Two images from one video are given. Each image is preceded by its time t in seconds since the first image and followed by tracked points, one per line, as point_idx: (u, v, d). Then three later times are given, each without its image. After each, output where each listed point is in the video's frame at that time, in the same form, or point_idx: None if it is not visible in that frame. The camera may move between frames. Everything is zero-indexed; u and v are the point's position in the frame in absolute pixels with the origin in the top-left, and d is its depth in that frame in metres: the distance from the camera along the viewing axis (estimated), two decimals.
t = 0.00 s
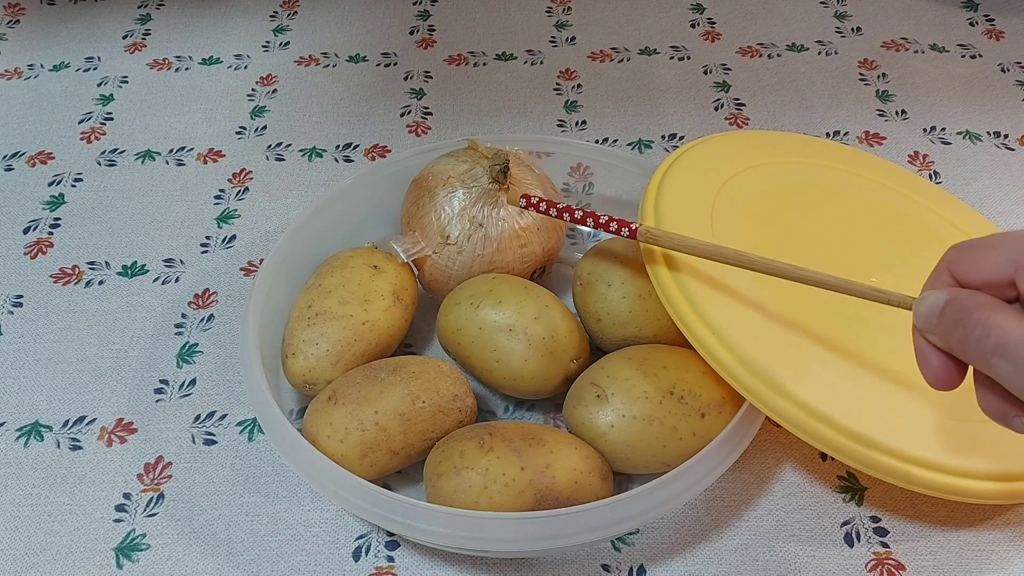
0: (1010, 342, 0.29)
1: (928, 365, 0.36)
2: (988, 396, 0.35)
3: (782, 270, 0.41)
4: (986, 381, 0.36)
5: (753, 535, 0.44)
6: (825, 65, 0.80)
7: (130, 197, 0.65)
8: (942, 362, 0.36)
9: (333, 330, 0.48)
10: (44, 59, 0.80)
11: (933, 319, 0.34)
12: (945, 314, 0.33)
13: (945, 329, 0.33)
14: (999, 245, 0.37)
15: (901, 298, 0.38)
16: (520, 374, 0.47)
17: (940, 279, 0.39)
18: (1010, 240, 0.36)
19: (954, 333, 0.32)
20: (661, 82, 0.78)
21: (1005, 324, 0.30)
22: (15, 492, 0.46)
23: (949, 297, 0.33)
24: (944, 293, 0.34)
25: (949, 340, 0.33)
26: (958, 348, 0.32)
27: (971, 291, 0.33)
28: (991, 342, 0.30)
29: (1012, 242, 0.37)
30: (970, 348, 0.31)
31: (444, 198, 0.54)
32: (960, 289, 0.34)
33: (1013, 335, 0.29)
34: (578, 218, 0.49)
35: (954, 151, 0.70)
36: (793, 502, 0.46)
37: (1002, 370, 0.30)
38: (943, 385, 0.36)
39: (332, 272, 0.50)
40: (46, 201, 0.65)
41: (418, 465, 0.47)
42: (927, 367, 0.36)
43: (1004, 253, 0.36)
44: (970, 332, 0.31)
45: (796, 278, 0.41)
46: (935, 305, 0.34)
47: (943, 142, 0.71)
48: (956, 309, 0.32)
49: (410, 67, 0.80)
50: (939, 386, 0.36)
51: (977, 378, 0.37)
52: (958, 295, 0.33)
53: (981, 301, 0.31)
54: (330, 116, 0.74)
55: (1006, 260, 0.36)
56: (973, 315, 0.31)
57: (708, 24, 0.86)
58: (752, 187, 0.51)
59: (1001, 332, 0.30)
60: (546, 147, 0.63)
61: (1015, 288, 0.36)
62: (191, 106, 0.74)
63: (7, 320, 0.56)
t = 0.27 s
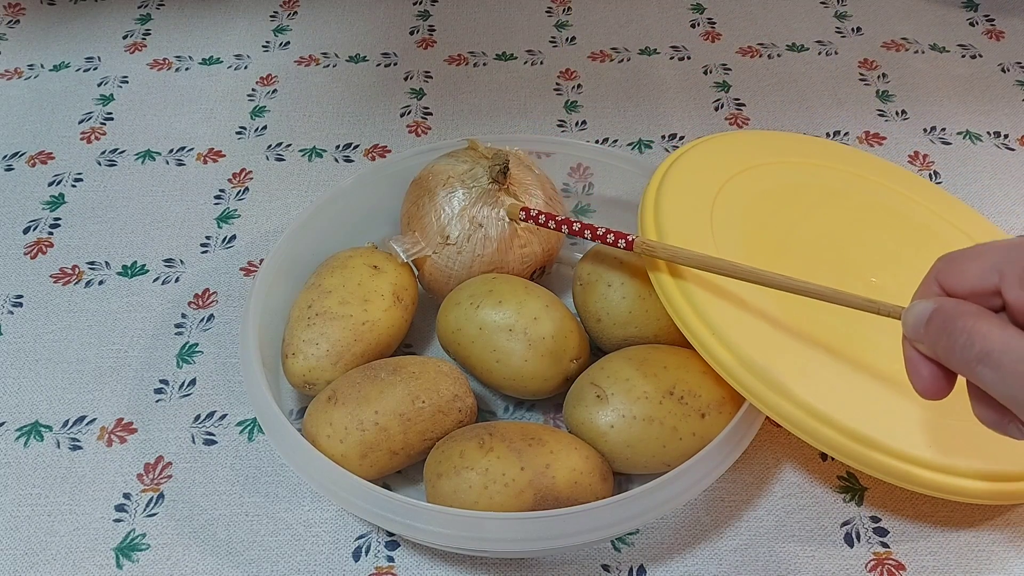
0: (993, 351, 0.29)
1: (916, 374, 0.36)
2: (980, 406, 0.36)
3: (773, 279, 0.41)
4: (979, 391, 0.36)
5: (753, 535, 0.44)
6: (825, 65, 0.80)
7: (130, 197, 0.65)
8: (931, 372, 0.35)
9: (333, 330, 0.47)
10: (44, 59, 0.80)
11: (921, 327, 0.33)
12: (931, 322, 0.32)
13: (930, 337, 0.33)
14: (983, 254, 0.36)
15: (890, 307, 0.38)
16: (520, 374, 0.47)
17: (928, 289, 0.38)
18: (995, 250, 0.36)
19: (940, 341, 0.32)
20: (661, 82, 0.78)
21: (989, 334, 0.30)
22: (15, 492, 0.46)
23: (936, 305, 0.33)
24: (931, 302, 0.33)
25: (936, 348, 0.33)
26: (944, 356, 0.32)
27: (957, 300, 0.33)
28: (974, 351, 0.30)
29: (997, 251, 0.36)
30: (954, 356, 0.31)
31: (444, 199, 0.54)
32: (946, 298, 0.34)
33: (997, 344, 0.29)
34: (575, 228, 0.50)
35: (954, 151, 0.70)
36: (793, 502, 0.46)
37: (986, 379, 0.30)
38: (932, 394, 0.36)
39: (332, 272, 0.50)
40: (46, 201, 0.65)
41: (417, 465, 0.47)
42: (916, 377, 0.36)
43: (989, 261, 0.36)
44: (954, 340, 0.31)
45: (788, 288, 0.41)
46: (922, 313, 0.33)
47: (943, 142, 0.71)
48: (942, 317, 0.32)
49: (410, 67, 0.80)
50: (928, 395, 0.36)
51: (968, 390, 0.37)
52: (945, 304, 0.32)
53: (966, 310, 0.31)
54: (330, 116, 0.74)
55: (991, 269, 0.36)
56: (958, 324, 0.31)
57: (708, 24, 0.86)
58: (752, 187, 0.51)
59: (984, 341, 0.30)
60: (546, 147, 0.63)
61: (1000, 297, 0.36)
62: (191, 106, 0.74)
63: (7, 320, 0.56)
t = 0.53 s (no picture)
0: (988, 358, 0.29)
1: (912, 382, 0.36)
2: (978, 415, 0.35)
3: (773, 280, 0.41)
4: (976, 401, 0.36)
5: (753, 535, 0.44)
6: (825, 65, 0.80)
7: (130, 197, 0.65)
8: (926, 381, 0.35)
9: (333, 330, 0.47)
10: (44, 59, 0.80)
11: (917, 335, 0.33)
12: (926, 330, 0.32)
13: (925, 345, 0.33)
14: (976, 262, 0.36)
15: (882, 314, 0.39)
16: (520, 374, 0.47)
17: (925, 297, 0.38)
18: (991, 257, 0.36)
19: (935, 349, 0.32)
20: (661, 82, 0.78)
21: (982, 340, 0.30)
22: (15, 492, 0.46)
23: (931, 313, 0.33)
24: (926, 310, 0.33)
25: (931, 356, 0.32)
26: (939, 364, 0.32)
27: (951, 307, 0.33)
28: (968, 358, 0.30)
29: (992, 258, 0.36)
30: (949, 364, 0.31)
31: (444, 198, 0.54)
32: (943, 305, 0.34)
33: (991, 350, 0.29)
34: (575, 229, 0.50)
35: (954, 151, 0.70)
36: (793, 502, 0.46)
37: (981, 386, 0.30)
38: (928, 403, 0.36)
39: (332, 272, 0.50)
40: (46, 201, 0.65)
41: (417, 465, 0.47)
42: (910, 385, 0.36)
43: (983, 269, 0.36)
44: (949, 347, 0.31)
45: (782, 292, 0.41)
46: (918, 321, 0.33)
47: (943, 142, 0.71)
48: (937, 325, 0.32)
49: (410, 67, 0.80)
50: (922, 404, 0.36)
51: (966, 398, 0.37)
52: (939, 311, 0.32)
53: (960, 317, 0.31)
54: (330, 116, 0.74)
55: (985, 276, 0.36)
56: (952, 331, 0.31)
57: (708, 24, 0.86)
58: (752, 188, 0.51)
59: (979, 348, 0.30)
60: (546, 147, 0.63)
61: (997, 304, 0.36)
62: (191, 105, 0.74)
63: (7, 320, 0.56)
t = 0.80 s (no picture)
0: (1004, 335, 0.29)
1: (920, 357, 0.36)
2: (988, 392, 0.36)
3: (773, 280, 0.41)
4: (987, 379, 0.36)
5: (753, 535, 0.44)
6: (826, 64, 0.80)
7: (130, 197, 0.65)
8: (937, 357, 0.35)
9: (333, 329, 0.47)
10: (44, 59, 0.80)
11: (928, 310, 0.33)
12: (938, 305, 0.32)
13: (936, 321, 0.33)
14: (984, 242, 0.37)
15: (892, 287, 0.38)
16: (520, 374, 0.47)
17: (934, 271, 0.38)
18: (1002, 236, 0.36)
19: (947, 325, 0.32)
20: (661, 81, 0.78)
21: (999, 317, 0.30)
22: (15, 493, 0.46)
23: (944, 288, 0.33)
24: (938, 285, 0.33)
25: (942, 332, 0.32)
26: (950, 340, 0.32)
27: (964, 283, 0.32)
28: (983, 335, 0.30)
29: (999, 238, 0.37)
30: (962, 340, 0.31)
31: (444, 198, 0.53)
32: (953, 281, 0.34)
33: (1008, 328, 0.29)
34: (575, 202, 0.49)
35: (954, 151, 0.70)
36: (794, 502, 0.46)
37: (995, 364, 0.30)
38: (936, 379, 0.36)
39: (332, 272, 0.50)
40: (46, 201, 0.65)
41: (418, 465, 0.47)
42: (920, 361, 0.36)
43: (994, 248, 0.36)
44: (961, 323, 0.31)
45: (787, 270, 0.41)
46: (930, 296, 0.33)
47: (943, 142, 0.70)
48: (949, 301, 0.32)
49: (410, 67, 0.80)
50: (933, 379, 0.36)
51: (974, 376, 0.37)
52: (952, 286, 0.32)
53: (974, 293, 0.31)
54: (330, 116, 0.74)
55: (998, 254, 0.36)
56: (967, 307, 0.31)
57: (708, 23, 0.86)
58: (752, 187, 0.50)
59: (995, 326, 0.30)
60: (546, 146, 0.63)
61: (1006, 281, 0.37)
62: (191, 105, 0.74)
63: (7, 320, 0.56)
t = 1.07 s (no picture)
0: (996, 365, 0.29)
1: (917, 386, 0.35)
2: (983, 422, 0.35)
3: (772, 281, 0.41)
4: (983, 408, 0.35)
5: (753, 535, 0.44)
6: (826, 65, 0.80)
7: (130, 197, 0.65)
8: (932, 385, 0.35)
9: (333, 330, 0.47)
10: (44, 59, 0.80)
11: (921, 340, 0.33)
12: (930, 334, 0.32)
13: (929, 350, 0.32)
14: (979, 267, 0.36)
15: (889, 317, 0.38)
16: (520, 375, 0.47)
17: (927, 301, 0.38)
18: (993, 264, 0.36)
19: (939, 354, 0.32)
20: (661, 82, 0.78)
21: (991, 346, 0.29)
22: (15, 492, 0.46)
23: (937, 317, 0.32)
24: (931, 313, 0.33)
25: (935, 361, 0.32)
26: (943, 369, 0.32)
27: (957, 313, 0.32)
28: (975, 365, 0.30)
29: (993, 264, 0.36)
30: (954, 369, 0.31)
31: (444, 199, 0.54)
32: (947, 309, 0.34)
33: (1000, 357, 0.29)
34: (575, 235, 0.49)
35: (954, 151, 0.70)
36: (793, 502, 0.46)
37: (988, 394, 0.30)
38: (932, 407, 0.36)
39: (332, 272, 0.50)
40: (46, 201, 0.65)
41: (418, 465, 0.47)
42: (916, 390, 0.35)
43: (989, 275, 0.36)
44: (954, 353, 0.31)
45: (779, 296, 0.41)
46: (922, 325, 0.33)
47: (943, 142, 0.71)
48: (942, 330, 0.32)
49: (410, 67, 0.80)
50: (929, 407, 0.36)
51: (970, 404, 0.37)
52: (945, 315, 0.32)
53: (966, 322, 0.31)
54: (330, 116, 0.74)
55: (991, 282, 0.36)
56: (959, 336, 0.31)
57: (708, 24, 0.86)
58: (752, 187, 0.50)
59: (987, 355, 0.29)
60: (546, 147, 0.63)
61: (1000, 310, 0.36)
62: (191, 105, 0.74)
63: (7, 320, 0.56)
